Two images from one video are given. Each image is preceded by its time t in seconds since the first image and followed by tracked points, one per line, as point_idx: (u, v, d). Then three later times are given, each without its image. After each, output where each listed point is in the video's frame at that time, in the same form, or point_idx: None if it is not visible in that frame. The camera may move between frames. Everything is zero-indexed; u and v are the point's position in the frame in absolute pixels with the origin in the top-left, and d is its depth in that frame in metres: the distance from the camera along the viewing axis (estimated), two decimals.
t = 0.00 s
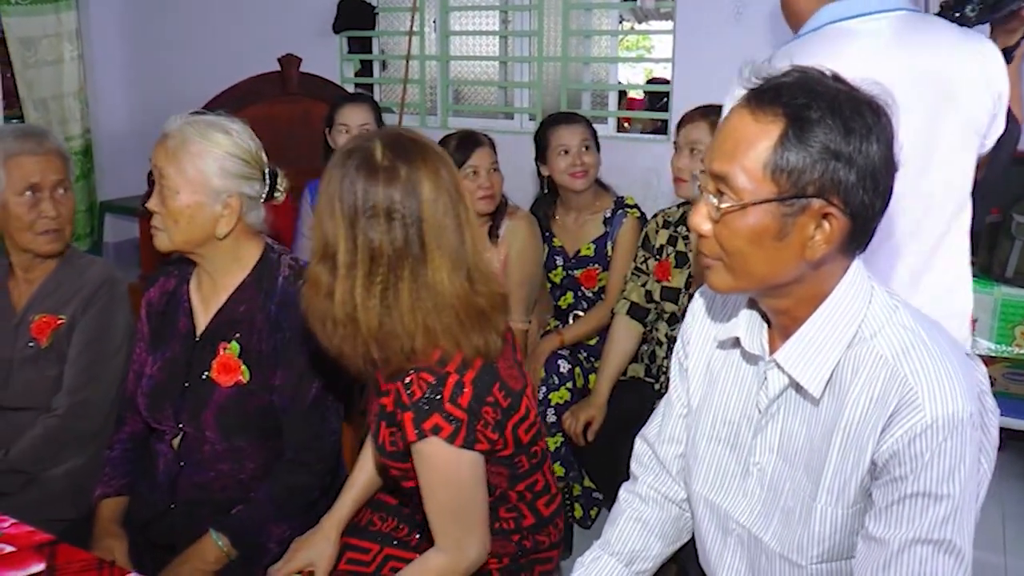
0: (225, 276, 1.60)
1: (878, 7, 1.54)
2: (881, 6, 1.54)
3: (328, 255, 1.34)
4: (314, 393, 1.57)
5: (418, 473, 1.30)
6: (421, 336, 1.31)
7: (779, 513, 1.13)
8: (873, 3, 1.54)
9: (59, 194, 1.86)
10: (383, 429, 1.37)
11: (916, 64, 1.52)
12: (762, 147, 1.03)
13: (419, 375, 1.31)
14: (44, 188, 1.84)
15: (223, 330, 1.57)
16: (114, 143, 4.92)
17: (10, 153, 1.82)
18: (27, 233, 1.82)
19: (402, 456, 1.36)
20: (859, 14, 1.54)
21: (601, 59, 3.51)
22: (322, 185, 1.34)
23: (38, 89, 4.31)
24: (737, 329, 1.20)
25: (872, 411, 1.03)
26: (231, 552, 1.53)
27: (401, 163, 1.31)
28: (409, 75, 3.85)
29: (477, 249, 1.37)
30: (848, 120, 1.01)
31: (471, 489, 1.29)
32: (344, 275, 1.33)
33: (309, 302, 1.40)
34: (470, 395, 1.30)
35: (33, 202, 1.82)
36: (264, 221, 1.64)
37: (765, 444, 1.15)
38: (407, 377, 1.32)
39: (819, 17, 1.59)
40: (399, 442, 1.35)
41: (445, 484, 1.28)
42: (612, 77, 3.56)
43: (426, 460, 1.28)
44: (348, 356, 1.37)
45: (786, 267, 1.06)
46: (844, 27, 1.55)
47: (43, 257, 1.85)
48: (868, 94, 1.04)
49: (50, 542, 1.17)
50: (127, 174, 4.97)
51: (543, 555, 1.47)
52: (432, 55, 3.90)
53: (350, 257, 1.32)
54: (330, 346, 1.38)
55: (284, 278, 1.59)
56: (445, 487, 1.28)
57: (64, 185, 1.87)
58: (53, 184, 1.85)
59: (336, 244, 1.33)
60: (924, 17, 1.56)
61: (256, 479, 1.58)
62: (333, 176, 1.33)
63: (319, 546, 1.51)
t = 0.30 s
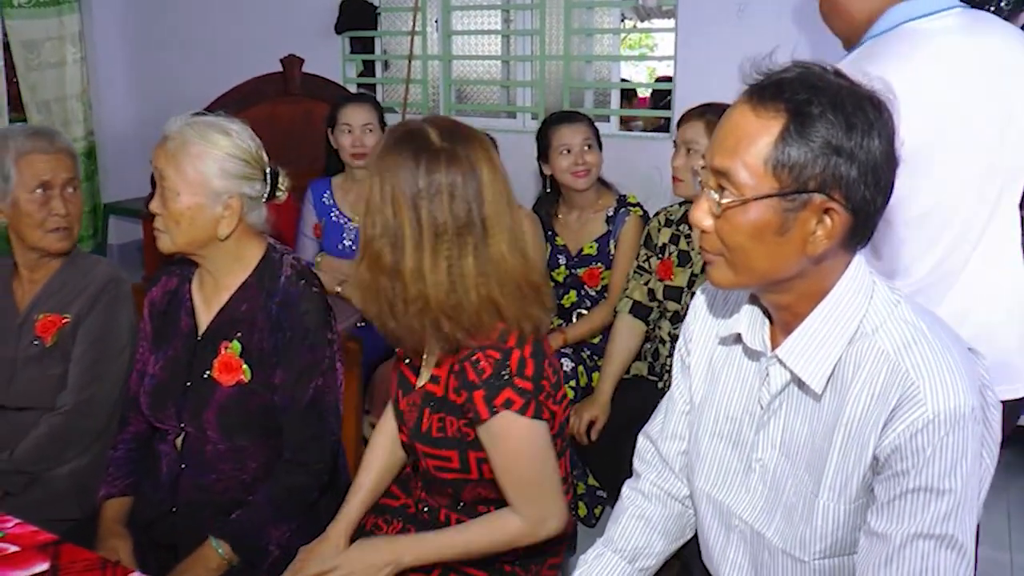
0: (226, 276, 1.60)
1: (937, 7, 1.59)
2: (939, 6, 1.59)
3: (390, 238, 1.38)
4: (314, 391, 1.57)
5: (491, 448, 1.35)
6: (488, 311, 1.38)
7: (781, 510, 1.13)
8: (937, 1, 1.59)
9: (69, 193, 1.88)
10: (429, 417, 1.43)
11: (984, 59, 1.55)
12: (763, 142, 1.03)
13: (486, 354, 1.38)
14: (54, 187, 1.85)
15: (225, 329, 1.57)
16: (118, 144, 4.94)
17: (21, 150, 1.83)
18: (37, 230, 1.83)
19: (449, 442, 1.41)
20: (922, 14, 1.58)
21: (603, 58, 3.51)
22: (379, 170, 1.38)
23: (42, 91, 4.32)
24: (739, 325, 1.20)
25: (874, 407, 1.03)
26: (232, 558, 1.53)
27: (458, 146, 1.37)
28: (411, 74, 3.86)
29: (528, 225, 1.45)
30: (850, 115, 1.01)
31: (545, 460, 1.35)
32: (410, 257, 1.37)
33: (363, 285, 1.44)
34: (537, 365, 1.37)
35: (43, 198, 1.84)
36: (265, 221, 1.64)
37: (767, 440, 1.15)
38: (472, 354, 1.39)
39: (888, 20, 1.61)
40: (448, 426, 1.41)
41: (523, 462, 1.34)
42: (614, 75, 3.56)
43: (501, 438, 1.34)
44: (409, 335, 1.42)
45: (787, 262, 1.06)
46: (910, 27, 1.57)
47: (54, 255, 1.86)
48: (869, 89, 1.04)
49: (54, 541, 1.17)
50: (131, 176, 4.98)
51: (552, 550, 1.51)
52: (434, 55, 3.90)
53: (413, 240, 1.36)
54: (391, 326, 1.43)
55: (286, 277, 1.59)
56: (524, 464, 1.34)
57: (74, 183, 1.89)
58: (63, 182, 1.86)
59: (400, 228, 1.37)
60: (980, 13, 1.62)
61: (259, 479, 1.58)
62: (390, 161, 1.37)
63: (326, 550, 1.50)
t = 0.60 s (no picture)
0: (233, 277, 1.61)
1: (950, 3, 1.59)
2: None
3: (423, 226, 1.40)
4: (318, 391, 1.57)
5: (528, 435, 1.39)
6: (519, 296, 1.42)
7: (785, 505, 1.13)
8: None
9: (66, 197, 1.89)
10: (451, 408, 1.46)
11: (1000, 57, 1.58)
12: (763, 138, 1.03)
13: (518, 342, 1.41)
14: (52, 188, 1.88)
15: (231, 330, 1.58)
16: (122, 146, 4.95)
17: (20, 153, 1.87)
18: (32, 233, 1.85)
19: (472, 433, 1.44)
20: (939, 11, 1.57)
21: (605, 57, 3.52)
22: (409, 161, 1.40)
23: (45, 94, 4.34)
24: (741, 321, 1.21)
25: (876, 402, 1.04)
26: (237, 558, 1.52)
27: (485, 137, 1.41)
28: (414, 74, 3.86)
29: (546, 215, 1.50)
30: (849, 110, 1.01)
31: (582, 441, 1.39)
32: (444, 244, 1.40)
33: (394, 274, 1.45)
34: (563, 352, 1.42)
35: (39, 201, 1.86)
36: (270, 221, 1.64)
37: (771, 435, 1.15)
38: (504, 344, 1.42)
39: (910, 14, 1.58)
40: (470, 418, 1.44)
41: (561, 443, 1.37)
42: (617, 74, 3.57)
43: (539, 422, 1.37)
44: (440, 322, 1.44)
45: (788, 258, 1.06)
46: (935, 22, 1.56)
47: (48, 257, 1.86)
48: (869, 84, 1.04)
49: (61, 541, 1.18)
50: (135, 178, 5.00)
51: (558, 544, 1.52)
52: (437, 55, 3.91)
53: (447, 228, 1.39)
54: (422, 314, 1.45)
55: (292, 278, 1.60)
56: (563, 445, 1.37)
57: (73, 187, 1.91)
58: (61, 185, 1.89)
59: (433, 215, 1.40)
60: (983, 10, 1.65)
61: (265, 480, 1.59)
62: (420, 151, 1.40)
63: (332, 551, 1.51)
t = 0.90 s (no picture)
0: (246, 278, 1.61)
1: None
2: None
3: (427, 225, 1.41)
4: (333, 392, 1.58)
5: (539, 431, 1.39)
6: (524, 293, 1.42)
7: (798, 502, 1.13)
8: None
9: (60, 209, 1.87)
10: (460, 405, 1.46)
11: None
12: (771, 136, 1.03)
13: (526, 338, 1.41)
14: (46, 201, 1.86)
15: (244, 332, 1.59)
16: (129, 148, 4.97)
17: (23, 162, 1.87)
18: (27, 241, 1.85)
19: (479, 430, 1.46)
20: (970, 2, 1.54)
21: (613, 56, 3.52)
22: (413, 160, 1.41)
23: (53, 98, 4.37)
24: (753, 319, 1.21)
25: (888, 398, 1.04)
26: (253, 557, 1.53)
27: (489, 135, 1.42)
28: (421, 75, 3.87)
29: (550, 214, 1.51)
30: (857, 109, 1.01)
31: (593, 435, 1.38)
32: (450, 243, 1.40)
33: (400, 274, 1.46)
34: (570, 347, 1.42)
35: (34, 211, 1.85)
36: (282, 223, 1.65)
37: (783, 432, 1.16)
38: (511, 341, 1.42)
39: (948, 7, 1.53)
40: (478, 415, 1.46)
41: (571, 439, 1.37)
42: (624, 74, 3.57)
43: (545, 418, 1.38)
44: (447, 320, 1.44)
45: (797, 255, 1.07)
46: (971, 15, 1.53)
47: (47, 265, 1.87)
48: (879, 82, 1.05)
49: (78, 541, 1.19)
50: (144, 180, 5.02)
51: (568, 539, 1.51)
52: (444, 55, 3.91)
53: (452, 226, 1.40)
54: (428, 312, 1.45)
55: (305, 279, 1.61)
56: (572, 442, 1.37)
57: (68, 200, 1.87)
58: (55, 199, 1.86)
59: (438, 214, 1.40)
60: None
61: (279, 480, 1.60)
62: (425, 150, 1.40)
63: (342, 552, 1.51)
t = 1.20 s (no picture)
0: (262, 279, 1.62)
1: None
2: None
3: (441, 229, 1.42)
4: (349, 393, 1.59)
5: (548, 433, 1.40)
6: (535, 294, 1.43)
7: (814, 501, 1.14)
8: None
9: (73, 217, 1.87)
10: (475, 406, 1.48)
11: None
12: (787, 138, 1.04)
13: (538, 339, 1.42)
14: (59, 211, 1.86)
15: (260, 333, 1.60)
16: (138, 150, 4.99)
17: (38, 170, 1.87)
18: (42, 247, 1.87)
19: (493, 430, 1.47)
20: None
21: (621, 56, 3.53)
22: (426, 163, 1.41)
23: (62, 100, 4.39)
24: (768, 318, 1.21)
25: (904, 397, 1.04)
26: (271, 557, 1.54)
27: (501, 137, 1.43)
28: (430, 76, 3.89)
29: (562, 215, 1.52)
30: (873, 111, 1.02)
31: (601, 435, 1.40)
32: (463, 245, 1.41)
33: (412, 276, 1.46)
34: (583, 348, 1.44)
35: (48, 220, 1.86)
36: (296, 224, 1.66)
37: (798, 431, 1.16)
38: (523, 342, 1.42)
39: None
40: (492, 416, 1.47)
41: (580, 440, 1.38)
42: (632, 74, 3.58)
43: (554, 423, 1.39)
44: (459, 322, 1.45)
45: (813, 256, 1.07)
46: None
47: (62, 271, 1.88)
48: (894, 84, 1.05)
49: (98, 540, 1.20)
50: (153, 182, 5.05)
51: (580, 539, 1.51)
52: (452, 56, 3.93)
53: (465, 228, 1.41)
54: (440, 313, 1.45)
55: (320, 280, 1.62)
56: (581, 446, 1.38)
57: (81, 209, 1.88)
58: (67, 208, 1.87)
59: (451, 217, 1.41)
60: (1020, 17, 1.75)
61: (294, 481, 1.61)
62: (438, 152, 1.41)
63: (357, 553, 1.52)
